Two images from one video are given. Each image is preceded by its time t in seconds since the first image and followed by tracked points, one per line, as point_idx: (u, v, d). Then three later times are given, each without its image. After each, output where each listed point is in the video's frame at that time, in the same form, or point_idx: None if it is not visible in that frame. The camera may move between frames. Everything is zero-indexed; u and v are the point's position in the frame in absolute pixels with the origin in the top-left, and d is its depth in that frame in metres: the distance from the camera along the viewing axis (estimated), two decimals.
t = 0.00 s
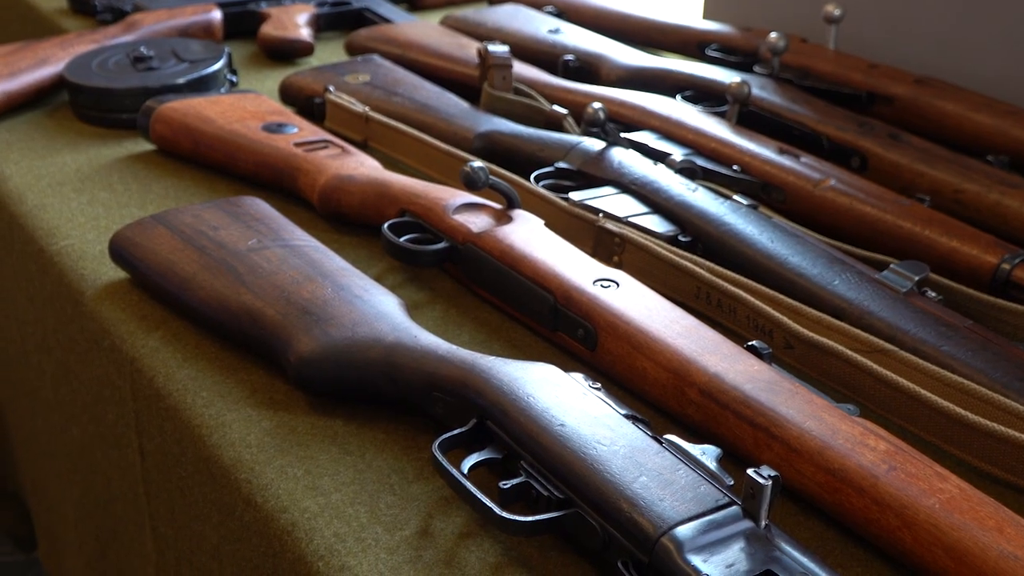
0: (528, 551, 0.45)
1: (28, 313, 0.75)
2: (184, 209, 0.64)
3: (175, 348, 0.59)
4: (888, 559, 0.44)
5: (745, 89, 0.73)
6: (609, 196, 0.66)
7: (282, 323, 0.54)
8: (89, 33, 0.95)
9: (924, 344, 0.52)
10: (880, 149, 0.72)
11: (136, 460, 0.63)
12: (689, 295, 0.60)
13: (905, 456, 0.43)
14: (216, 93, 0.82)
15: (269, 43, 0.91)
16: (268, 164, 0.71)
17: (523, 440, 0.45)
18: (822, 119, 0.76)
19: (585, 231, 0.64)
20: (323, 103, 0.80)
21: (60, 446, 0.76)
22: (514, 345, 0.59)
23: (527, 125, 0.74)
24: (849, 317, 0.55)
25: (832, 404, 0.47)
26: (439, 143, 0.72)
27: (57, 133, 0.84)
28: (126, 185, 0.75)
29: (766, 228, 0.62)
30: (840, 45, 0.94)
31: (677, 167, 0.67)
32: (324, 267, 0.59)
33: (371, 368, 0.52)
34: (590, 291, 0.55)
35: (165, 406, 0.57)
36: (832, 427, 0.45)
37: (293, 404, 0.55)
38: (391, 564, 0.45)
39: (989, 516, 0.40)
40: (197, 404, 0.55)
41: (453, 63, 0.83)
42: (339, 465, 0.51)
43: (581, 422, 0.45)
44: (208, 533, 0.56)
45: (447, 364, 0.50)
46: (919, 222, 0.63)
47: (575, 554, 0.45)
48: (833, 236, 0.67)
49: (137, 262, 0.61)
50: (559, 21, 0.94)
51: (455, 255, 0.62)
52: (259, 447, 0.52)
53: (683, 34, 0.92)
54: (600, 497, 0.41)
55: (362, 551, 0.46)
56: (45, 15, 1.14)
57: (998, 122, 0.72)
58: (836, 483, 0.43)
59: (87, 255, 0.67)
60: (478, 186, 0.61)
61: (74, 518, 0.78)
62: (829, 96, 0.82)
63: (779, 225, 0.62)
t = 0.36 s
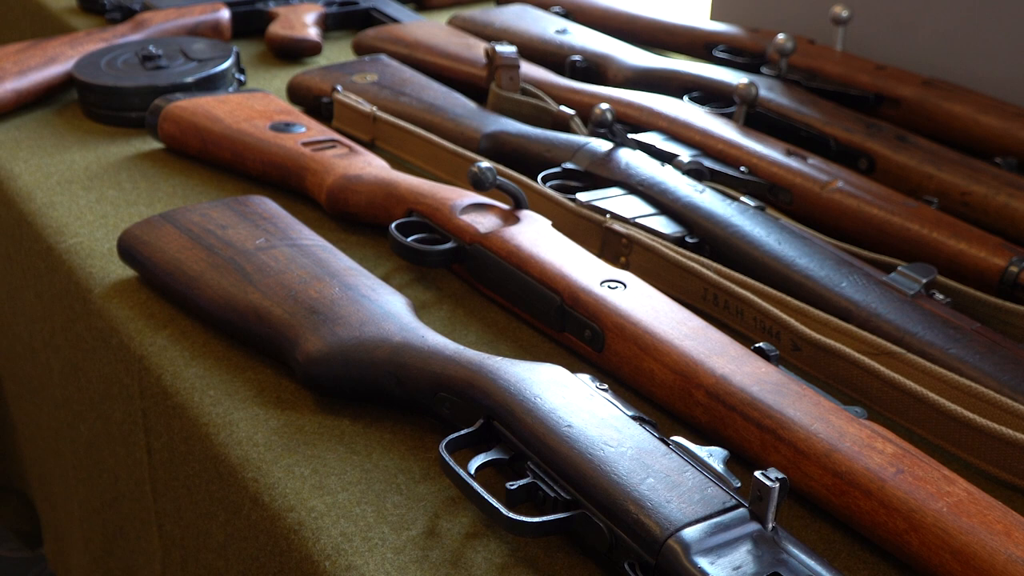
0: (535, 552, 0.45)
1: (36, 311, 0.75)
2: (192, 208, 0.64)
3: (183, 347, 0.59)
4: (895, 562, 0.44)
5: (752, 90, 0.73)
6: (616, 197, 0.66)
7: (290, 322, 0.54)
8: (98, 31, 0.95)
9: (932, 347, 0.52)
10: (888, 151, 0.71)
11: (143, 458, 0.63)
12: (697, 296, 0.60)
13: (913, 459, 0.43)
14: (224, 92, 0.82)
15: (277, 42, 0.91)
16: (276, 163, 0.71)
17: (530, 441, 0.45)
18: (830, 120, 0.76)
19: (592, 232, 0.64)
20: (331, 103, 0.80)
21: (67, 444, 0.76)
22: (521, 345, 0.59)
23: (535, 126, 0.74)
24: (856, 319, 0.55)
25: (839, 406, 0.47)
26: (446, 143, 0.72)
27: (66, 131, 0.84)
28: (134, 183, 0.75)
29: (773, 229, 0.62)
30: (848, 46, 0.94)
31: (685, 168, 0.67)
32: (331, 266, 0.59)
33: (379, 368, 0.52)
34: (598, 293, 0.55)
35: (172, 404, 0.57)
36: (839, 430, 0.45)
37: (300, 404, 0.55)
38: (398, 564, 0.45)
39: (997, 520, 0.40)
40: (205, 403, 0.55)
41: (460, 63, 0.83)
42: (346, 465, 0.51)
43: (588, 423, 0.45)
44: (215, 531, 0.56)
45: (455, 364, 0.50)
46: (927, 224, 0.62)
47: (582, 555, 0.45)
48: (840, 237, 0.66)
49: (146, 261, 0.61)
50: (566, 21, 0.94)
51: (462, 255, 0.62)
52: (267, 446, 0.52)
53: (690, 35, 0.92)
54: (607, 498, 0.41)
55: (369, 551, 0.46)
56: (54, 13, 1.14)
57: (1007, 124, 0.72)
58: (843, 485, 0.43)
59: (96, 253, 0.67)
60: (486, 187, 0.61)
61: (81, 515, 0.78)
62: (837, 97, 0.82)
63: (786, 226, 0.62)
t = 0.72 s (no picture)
0: (548, 564, 0.45)
1: (52, 316, 0.76)
2: (208, 216, 0.64)
3: (198, 354, 0.59)
4: None
5: (766, 101, 0.73)
6: (629, 208, 0.66)
7: (304, 331, 0.55)
8: (116, 38, 0.96)
9: (947, 361, 0.52)
10: (903, 163, 0.71)
11: (156, 463, 0.63)
12: (710, 308, 0.60)
13: (928, 474, 0.43)
14: (239, 101, 0.82)
15: (292, 50, 0.92)
16: (290, 172, 0.72)
17: (543, 452, 0.45)
18: (844, 132, 0.76)
19: (606, 243, 0.64)
20: (345, 112, 0.80)
21: (81, 448, 0.76)
22: (534, 356, 0.59)
23: (548, 136, 0.74)
24: (870, 333, 0.55)
25: (852, 420, 0.47)
26: (461, 152, 0.72)
27: (83, 137, 0.85)
28: (150, 190, 0.76)
29: (786, 242, 0.62)
30: (862, 58, 0.94)
31: (698, 180, 0.67)
32: (346, 275, 0.59)
33: (394, 378, 0.52)
34: (611, 304, 0.55)
35: (187, 411, 0.58)
36: (853, 444, 0.45)
37: (314, 413, 0.55)
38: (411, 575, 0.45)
39: (1012, 537, 0.40)
40: (219, 410, 0.56)
41: (474, 73, 0.83)
42: (360, 474, 0.51)
43: (601, 435, 0.45)
44: (228, 538, 0.56)
45: (468, 374, 0.50)
46: (941, 238, 0.62)
47: (594, 568, 0.45)
48: (854, 250, 0.66)
49: (161, 268, 0.62)
50: (580, 31, 0.95)
51: (475, 265, 0.62)
52: (280, 454, 0.52)
53: (704, 45, 0.92)
54: (620, 511, 0.42)
55: (382, 561, 0.46)
56: (72, 19, 1.15)
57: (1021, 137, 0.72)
58: (857, 500, 0.43)
59: (111, 260, 0.68)
60: (500, 198, 0.61)
61: (93, 520, 0.78)
62: (851, 109, 0.82)
63: (800, 239, 0.62)
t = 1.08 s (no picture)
0: None
1: (83, 343, 0.76)
2: (238, 246, 0.65)
3: (226, 383, 0.60)
4: None
5: (794, 136, 0.73)
6: (657, 242, 0.66)
7: (333, 362, 0.55)
8: (149, 69, 0.98)
9: (977, 401, 0.52)
10: (932, 200, 0.71)
11: (184, 491, 0.64)
12: (737, 343, 0.59)
13: (959, 515, 0.43)
14: (270, 132, 0.83)
15: (322, 81, 0.93)
16: (320, 203, 0.72)
17: (571, 487, 0.45)
18: (872, 168, 0.75)
19: (633, 277, 0.64)
20: (374, 143, 0.81)
21: (109, 475, 0.77)
22: (561, 389, 0.59)
23: (576, 169, 0.75)
24: (899, 370, 0.55)
25: (882, 459, 0.46)
26: (489, 185, 0.73)
27: (116, 167, 0.86)
28: (181, 220, 0.76)
29: (815, 278, 0.61)
30: (889, 92, 0.94)
31: (726, 215, 0.67)
32: (374, 306, 0.59)
33: (421, 411, 0.52)
34: (639, 338, 0.55)
35: (215, 440, 0.58)
36: (883, 483, 0.44)
37: (341, 444, 0.55)
38: None
39: None
40: (247, 440, 0.56)
41: (502, 105, 0.84)
42: (387, 506, 0.51)
43: (629, 471, 0.45)
44: (254, 568, 0.57)
45: (496, 408, 0.50)
46: (972, 275, 0.62)
47: None
48: (883, 286, 0.66)
49: (192, 297, 0.62)
50: (607, 64, 0.95)
51: (503, 297, 0.62)
52: (308, 485, 0.53)
53: (732, 79, 0.92)
54: (648, 548, 0.41)
55: None
56: (106, 50, 1.17)
57: None
58: (887, 540, 0.43)
59: (142, 288, 0.69)
60: (529, 231, 0.62)
61: (119, 546, 0.79)
62: (879, 145, 0.82)
63: (828, 275, 0.62)
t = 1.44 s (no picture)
0: None
1: (125, 382, 0.78)
2: (281, 288, 0.66)
3: (267, 424, 0.60)
4: None
5: (834, 184, 0.73)
6: (696, 288, 0.66)
7: (373, 405, 0.55)
8: (194, 110, 1.00)
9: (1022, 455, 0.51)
10: (975, 249, 0.71)
11: (223, 531, 0.64)
12: (777, 392, 0.59)
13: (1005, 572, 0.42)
14: (313, 174, 0.85)
15: (364, 124, 0.94)
16: (361, 245, 0.73)
17: (610, 536, 0.45)
18: (914, 216, 0.75)
19: (673, 323, 0.64)
20: (415, 186, 0.82)
21: (148, 513, 0.77)
22: (600, 436, 0.59)
23: (615, 214, 0.75)
24: (943, 422, 0.55)
25: (926, 512, 0.46)
26: (528, 229, 0.73)
27: (161, 207, 0.87)
28: (224, 260, 0.78)
29: (856, 327, 0.61)
30: (931, 140, 0.94)
31: (766, 262, 0.67)
32: (414, 349, 0.60)
33: (461, 454, 0.52)
34: (679, 385, 0.55)
35: (256, 481, 0.59)
36: (927, 537, 0.44)
37: (381, 487, 0.55)
38: None
39: None
40: (288, 481, 0.56)
41: (543, 150, 0.84)
42: (425, 550, 0.51)
43: (670, 520, 0.45)
44: None
45: (535, 453, 0.50)
46: (1016, 326, 0.62)
47: None
48: (925, 336, 0.66)
49: (235, 338, 0.63)
50: (646, 110, 0.96)
51: (542, 342, 0.62)
52: (347, 528, 0.53)
53: (771, 125, 0.93)
54: None
55: None
56: (153, 91, 1.19)
57: None
58: None
59: (185, 328, 0.69)
60: (569, 276, 0.62)
61: None
62: (920, 192, 0.81)
63: (870, 324, 0.62)
